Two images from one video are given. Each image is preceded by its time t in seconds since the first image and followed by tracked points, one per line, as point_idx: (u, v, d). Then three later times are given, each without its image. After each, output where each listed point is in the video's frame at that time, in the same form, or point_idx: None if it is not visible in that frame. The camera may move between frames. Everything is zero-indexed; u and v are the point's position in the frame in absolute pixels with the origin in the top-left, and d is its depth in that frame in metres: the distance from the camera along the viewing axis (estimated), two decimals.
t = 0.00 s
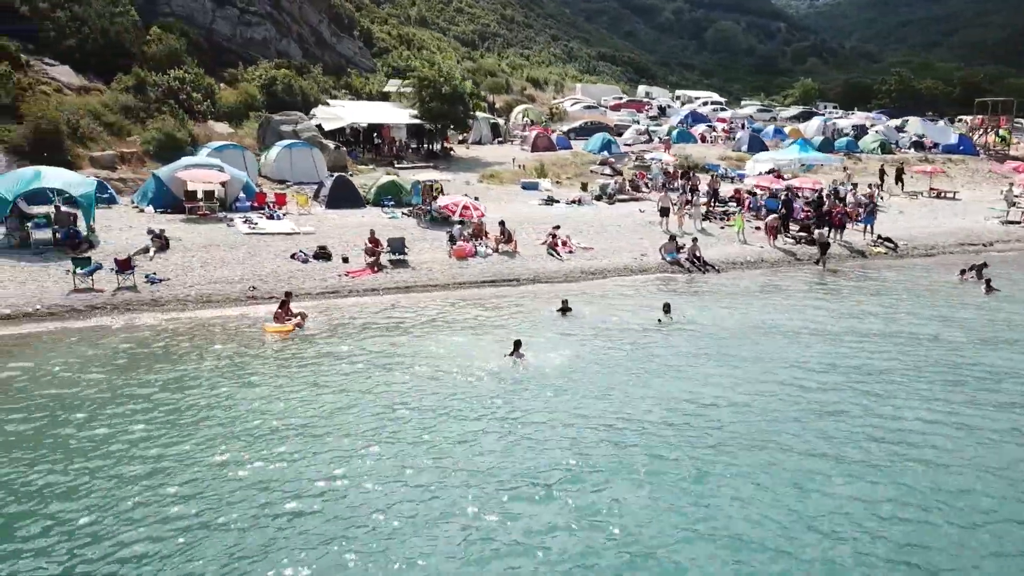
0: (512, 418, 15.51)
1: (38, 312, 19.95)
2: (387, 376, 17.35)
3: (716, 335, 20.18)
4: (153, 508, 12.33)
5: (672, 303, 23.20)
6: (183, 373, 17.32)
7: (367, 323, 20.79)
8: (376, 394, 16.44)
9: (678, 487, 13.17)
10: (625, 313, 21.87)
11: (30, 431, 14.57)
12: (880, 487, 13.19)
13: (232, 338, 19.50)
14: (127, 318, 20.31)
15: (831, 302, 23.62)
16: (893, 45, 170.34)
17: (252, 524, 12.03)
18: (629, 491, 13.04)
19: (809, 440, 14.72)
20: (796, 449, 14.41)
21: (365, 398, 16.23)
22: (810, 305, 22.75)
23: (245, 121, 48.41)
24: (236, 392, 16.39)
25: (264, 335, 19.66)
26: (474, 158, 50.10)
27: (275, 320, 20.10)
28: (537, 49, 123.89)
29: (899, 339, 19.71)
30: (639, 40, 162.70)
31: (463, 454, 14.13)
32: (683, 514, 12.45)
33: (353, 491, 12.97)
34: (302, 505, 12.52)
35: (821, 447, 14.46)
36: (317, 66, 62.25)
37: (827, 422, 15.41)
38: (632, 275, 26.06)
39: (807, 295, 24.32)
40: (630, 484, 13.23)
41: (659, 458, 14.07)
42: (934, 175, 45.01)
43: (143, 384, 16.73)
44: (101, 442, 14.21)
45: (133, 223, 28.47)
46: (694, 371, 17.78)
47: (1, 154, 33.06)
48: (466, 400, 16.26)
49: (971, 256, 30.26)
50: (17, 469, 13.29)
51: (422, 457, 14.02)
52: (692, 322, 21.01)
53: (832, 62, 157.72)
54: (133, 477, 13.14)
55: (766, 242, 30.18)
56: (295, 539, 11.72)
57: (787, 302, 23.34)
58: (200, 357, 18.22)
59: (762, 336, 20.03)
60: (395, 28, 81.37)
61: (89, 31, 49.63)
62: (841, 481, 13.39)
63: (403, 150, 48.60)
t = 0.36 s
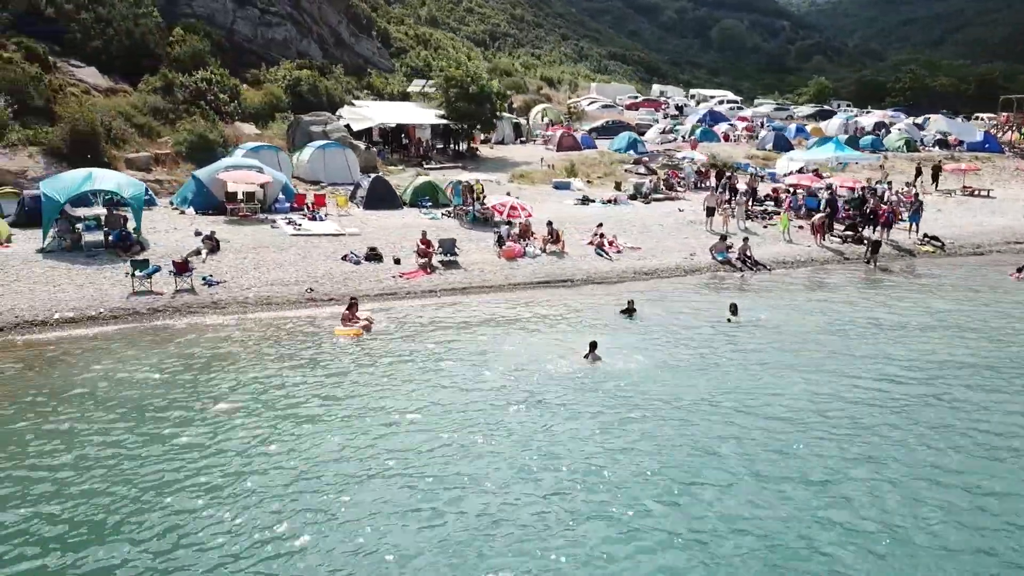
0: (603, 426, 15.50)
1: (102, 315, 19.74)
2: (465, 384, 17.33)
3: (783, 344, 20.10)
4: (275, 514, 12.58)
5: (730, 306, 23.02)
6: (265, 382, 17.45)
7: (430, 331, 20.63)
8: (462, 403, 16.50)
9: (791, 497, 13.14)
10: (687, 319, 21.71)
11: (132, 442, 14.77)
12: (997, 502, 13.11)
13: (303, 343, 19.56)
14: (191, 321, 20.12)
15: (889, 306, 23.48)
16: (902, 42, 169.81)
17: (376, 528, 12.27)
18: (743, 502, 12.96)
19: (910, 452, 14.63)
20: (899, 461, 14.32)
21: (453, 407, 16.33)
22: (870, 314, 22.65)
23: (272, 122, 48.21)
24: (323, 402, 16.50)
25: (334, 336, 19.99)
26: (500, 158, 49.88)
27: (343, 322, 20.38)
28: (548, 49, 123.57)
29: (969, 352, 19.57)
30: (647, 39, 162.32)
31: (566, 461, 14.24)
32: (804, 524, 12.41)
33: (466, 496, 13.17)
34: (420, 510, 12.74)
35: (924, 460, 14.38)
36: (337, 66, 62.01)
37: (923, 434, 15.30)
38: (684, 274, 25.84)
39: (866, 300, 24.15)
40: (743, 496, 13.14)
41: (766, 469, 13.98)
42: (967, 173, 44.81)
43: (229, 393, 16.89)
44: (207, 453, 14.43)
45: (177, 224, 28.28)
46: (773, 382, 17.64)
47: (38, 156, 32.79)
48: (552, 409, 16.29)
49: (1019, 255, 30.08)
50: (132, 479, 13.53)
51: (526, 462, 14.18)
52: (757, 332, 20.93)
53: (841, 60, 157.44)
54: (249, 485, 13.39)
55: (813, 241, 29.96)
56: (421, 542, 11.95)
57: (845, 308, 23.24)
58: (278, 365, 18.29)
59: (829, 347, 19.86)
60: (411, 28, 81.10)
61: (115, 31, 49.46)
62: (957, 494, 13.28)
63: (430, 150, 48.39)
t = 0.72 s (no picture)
0: (660, 445, 15.75)
1: (147, 317, 19.55)
2: (516, 398, 17.50)
3: (833, 355, 20.05)
4: (358, 522, 13.06)
5: (774, 309, 22.86)
6: (319, 385, 17.57)
7: (477, 334, 20.48)
8: (516, 415, 16.77)
9: (863, 526, 13.28)
10: (731, 326, 21.58)
11: (201, 445, 14.98)
12: None
13: (352, 346, 19.44)
14: (236, 322, 19.93)
15: (934, 308, 23.32)
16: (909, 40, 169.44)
17: (456, 538, 12.77)
18: (814, 531, 13.14)
19: (972, 477, 14.76)
20: (962, 486, 14.46)
21: (509, 417, 16.67)
22: (914, 318, 22.55)
23: (291, 122, 48.03)
24: (381, 409, 16.77)
25: (385, 340, 19.81)
26: (519, 158, 49.69)
27: (393, 325, 20.27)
28: (556, 48, 123.21)
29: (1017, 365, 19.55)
30: (653, 40, 162.04)
31: (629, 476, 14.61)
32: (876, 553, 12.63)
33: (538, 508, 13.63)
34: (496, 521, 13.25)
35: (987, 485, 14.51)
36: (352, 66, 61.78)
37: (981, 457, 15.42)
38: (724, 274, 25.60)
39: (910, 300, 23.95)
40: (812, 523, 13.34)
41: (832, 496, 14.13)
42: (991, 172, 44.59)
43: (287, 395, 17.06)
44: (279, 457, 14.81)
45: (209, 225, 28.09)
46: (821, 401, 17.72)
47: (65, 156, 32.53)
48: (606, 422, 16.56)
49: None
50: (210, 482, 13.88)
51: (590, 475, 14.65)
52: (803, 342, 20.85)
53: (848, 58, 157.18)
54: (326, 492, 13.81)
55: (849, 239, 29.72)
56: (506, 561, 12.25)
57: (889, 310, 23.11)
58: (331, 365, 18.44)
59: (875, 360, 19.84)
60: (422, 27, 80.86)
61: (133, 32, 49.34)
62: None
63: (450, 150, 48.17)
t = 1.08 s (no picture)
0: (699, 444, 15.54)
1: (173, 320, 19.34)
2: (549, 398, 17.32)
3: (866, 354, 19.83)
4: (405, 520, 13.00)
5: (802, 308, 22.61)
6: (352, 384, 17.48)
7: (505, 336, 20.22)
8: (551, 413, 16.64)
9: (915, 525, 13.07)
10: (761, 326, 21.32)
11: (240, 446, 14.93)
12: None
13: (383, 347, 19.24)
14: (263, 325, 19.73)
15: (963, 307, 23.10)
16: (913, 36, 169.04)
17: (505, 534, 12.72)
18: (871, 533, 12.83)
19: None
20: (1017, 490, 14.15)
21: (544, 414, 16.56)
22: (944, 317, 22.34)
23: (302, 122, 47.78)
24: (415, 407, 16.69)
25: (417, 343, 19.56)
26: (531, 158, 49.44)
27: (425, 328, 19.92)
28: (561, 48, 122.87)
29: None
30: (657, 40, 161.69)
31: (674, 474, 14.45)
32: (934, 555, 12.36)
33: (583, 504, 13.52)
34: (543, 516, 13.20)
35: None
36: (361, 66, 61.54)
37: None
38: (749, 275, 25.33)
39: (940, 300, 23.66)
40: (869, 526, 13.03)
41: (885, 497, 13.82)
42: (1007, 170, 44.35)
43: (321, 395, 16.98)
44: (320, 458, 14.69)
45: (228, 227, 27.90)
46: (859, 401, 17.42)
47: (81, 157, 32.33)
48: (641, 421, 16.41)
49: None
50: (255, 484, 13.75)
51: (633, 471, 14.56)
52: (835, 341, 20.63)
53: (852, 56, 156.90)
54: (370, 491, 13.77)
55: (872, 239, 29.48)
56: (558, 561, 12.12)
57: (918, 309, 22.88)
58: (361, 367, 18.29)
59: (910, 359, 19.54)
60: (429, 27, 80.66)
61: (143, 33, 49.23)
62: None
63: (462, 150, 47.90)
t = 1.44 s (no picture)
0: (719, 445, 15.29)
1: (182, 323, 19.09)
2: (564, 400, 17.07)
3: (884, 354, 19.60)
4: (422, 524, 12.72)
5: (817, 309, 22.39)
6: (364, 387, 17.24)
7: (518, 338, 20.00)
8: (567, 415, 16.39)
9: (939, 526, 12.88)
10: (777, 327, 21.09)
11: (251, 450, 14.67)
12: None
13: (395, 350, 19.00)
14: (272, 328, 19.48)
15: (980, 307, 22.88)
16: (915, 35, 168.90)
17: (524, 539, 12.44)
18: (901, 537, 12.57)
19: None
20: None
21: (560, 416, 16.31)
22: (961, 317, 22.10)
23: (306, 123, 47.55)
24: (429, 410, 16.44)
25: (430, 347, 19.31)
26: (537, 158, 49.22)
27: (439, 331, 19.65)
28: (563, 48, 122.52)
29: None
30: (659, 39, 161.43)
31: (696, 476, 14.18)
32: (960, 556, 12.17)
33: (605, 507, 13.27)
34: (563, 519, 12.92)
35: None
36: (364, 66, 61.30)
37: None
38: (762, 275, 25.09)
39: (956, 300, 23.44)
40: (898, 529, 12.76)
41: (909, 498, 13.60)
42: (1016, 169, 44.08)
43: (331, 396, 16.79)
44: (332, 459, 14.50)
45: (235, 228, 27.69)
46: (878, 401, 17.16)
47: (86, 158, 32.12)
48: (658, 422, 16.15)
49: None
50: (268, 487, 13.56)
51: (653, 473, 14.29)
52: (853, 342, 20.38)
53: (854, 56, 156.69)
54: (384, 491, 13.59)
55: (884, 239, 29.23)
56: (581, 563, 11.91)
57: (934, 309, 22.65)
58: (372, 368, 18.10)
59: (927, 359, 19.30)
60: (432, 27, 80.46)
61: (146, 34, 49.06)
62: None
63: (467, 150, 47.66)
